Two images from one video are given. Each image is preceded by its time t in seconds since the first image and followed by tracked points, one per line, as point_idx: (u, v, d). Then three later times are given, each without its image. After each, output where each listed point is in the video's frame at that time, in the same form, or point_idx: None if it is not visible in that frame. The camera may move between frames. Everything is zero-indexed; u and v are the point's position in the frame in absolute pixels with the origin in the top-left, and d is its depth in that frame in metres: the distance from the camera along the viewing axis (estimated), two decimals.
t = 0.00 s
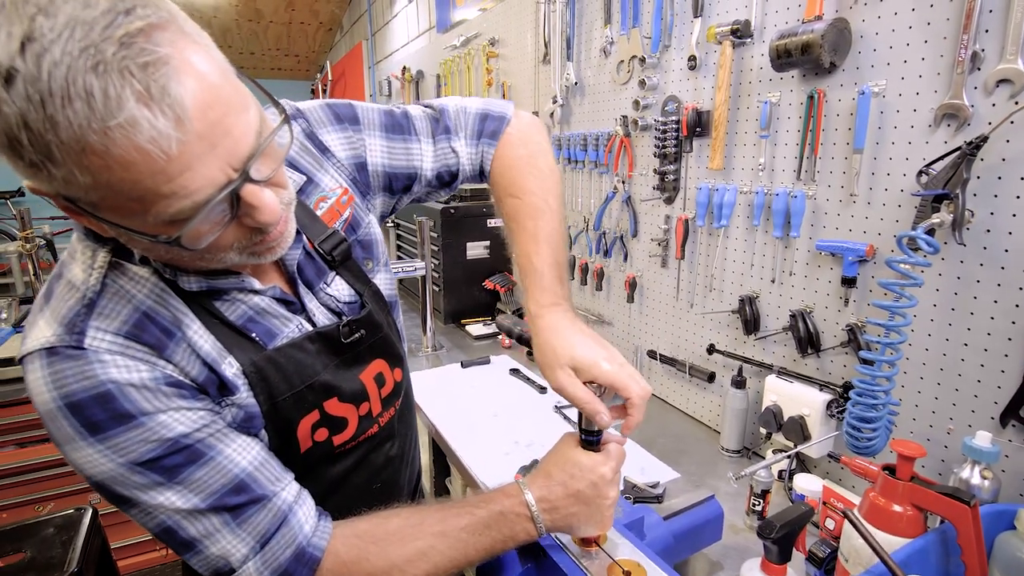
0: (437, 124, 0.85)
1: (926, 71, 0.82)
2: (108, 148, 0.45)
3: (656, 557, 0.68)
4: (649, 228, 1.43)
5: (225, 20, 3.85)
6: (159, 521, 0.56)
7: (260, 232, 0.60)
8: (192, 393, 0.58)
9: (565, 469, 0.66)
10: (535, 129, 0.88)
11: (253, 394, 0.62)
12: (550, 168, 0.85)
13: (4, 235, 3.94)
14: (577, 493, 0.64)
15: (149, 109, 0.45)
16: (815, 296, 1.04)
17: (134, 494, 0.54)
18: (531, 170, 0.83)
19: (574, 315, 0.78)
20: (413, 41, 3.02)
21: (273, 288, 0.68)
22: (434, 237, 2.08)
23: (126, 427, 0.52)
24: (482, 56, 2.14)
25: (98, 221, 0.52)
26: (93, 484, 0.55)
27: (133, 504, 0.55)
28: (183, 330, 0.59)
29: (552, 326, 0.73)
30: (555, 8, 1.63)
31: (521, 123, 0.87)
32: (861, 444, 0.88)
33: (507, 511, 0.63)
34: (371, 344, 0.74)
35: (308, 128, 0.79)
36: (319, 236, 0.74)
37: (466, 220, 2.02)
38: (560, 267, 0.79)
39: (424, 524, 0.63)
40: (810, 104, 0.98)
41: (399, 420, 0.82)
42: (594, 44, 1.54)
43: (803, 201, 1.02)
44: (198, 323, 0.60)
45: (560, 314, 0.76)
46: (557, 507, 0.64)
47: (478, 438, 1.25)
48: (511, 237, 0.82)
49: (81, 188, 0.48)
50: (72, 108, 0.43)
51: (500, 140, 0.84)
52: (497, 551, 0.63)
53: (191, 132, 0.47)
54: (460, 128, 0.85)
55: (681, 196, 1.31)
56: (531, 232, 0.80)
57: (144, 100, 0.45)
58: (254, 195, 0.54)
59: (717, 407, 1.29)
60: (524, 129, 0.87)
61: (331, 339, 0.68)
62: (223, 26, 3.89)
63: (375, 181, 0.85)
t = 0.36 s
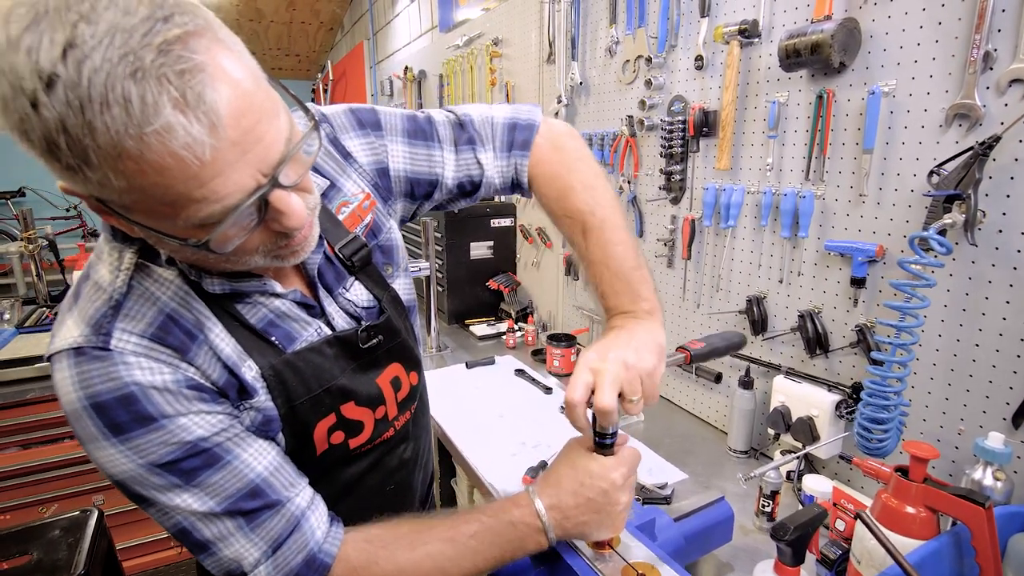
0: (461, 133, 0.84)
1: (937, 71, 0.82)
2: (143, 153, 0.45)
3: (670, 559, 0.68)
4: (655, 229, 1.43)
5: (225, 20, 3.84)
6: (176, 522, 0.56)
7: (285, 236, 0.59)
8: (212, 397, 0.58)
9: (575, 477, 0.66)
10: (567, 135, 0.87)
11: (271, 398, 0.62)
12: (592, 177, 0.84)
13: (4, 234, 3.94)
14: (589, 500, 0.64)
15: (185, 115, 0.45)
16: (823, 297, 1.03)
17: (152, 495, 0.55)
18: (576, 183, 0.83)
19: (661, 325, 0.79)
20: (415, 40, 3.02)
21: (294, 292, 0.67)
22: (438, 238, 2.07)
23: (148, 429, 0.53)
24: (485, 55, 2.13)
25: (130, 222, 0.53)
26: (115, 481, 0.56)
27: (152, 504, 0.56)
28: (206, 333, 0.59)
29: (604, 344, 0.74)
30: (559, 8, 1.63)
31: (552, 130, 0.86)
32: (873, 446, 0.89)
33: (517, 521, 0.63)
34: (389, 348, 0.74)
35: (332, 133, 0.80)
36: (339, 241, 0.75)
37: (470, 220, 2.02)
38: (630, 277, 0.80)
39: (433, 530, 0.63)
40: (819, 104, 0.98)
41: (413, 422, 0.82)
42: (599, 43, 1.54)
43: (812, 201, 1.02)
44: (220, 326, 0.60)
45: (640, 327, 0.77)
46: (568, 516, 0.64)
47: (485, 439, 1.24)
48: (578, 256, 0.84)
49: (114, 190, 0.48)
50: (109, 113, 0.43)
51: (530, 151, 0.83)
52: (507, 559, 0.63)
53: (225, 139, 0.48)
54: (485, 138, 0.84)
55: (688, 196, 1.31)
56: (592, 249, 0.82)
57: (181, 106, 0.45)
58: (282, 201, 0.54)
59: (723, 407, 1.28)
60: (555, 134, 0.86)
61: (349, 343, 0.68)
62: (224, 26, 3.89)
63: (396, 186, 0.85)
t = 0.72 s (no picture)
0: (466, 130, 0.85)
1: (948, 74, 0.82)
2: (150, 148, 0.45)
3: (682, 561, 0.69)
4: (661, 230, 1.43)
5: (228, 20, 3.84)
6: (190, 523, 0.56)
7: (292, 232, 0.59)
8: (226, 393, 0.58)
9: (593, 490, 0.66)
10: (561, 137, 0.89)
11: (283, 394, 0.62)
12: (577, 176, 0.86)
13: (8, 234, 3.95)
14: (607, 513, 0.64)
15: (191, 109, 0.45)
16: (831, 299, 1.04)
17: (167, 494, 0.55)
18: (560, 177, 0.84)
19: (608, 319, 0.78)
20: (418, 41, 3.02)
21: (303, 289, 0.68)
22: (442, 238, 2.07)
23: (162, 425, 0.52)
24: (490, 57, 2.14)
25: (138, 220, 0.53)
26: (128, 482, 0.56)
27: (167, 504, 0.56)
28: (218, 330, 0.59)
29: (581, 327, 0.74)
30: (565, 10, 1.63)
31: (548, 129, 0.88)
32: (882, 448, 0.89)
33: (541, 534, 0.63)
34: (397, 345, 0.74)
35: (339, 133, 0.80)
36: (348, 238, 0.75)
37: (474, 221, 2.02)
38: (592, 271, 0.80)
39: (455, 540, 0.63)
40: (828, 107, 0.98)
41: (423, 421, 0.82)
42: (605, 45, 1.54)
43: (820, 204, 1.02)
44: (230, 323, 0.61)
45: (594, 317, 0.76)
46: (586, 528, 0.64)
47: (491, 440, 1.24)
48: (544, 244, 0.83)
49: (122, 188, 0.48)
50: (117, 109, 0.43)
51: (528, 146, 0.85)
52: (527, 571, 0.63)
53: (230, 134, 0.48)
54: (488, 134, 0.85)
55: (694, 198, 1.31)
56: (560, 238, 0.82)
57: (187, 100, 0.45)
58: (288, 197, 0.54)
59: (730, 409, 1.29)
60: (550, 135, 0.88)
61: (358, 340, 0.69)
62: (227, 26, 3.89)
63: (403, 184, 0.85)
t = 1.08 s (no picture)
0: (476, 134, 0.84)
1: (957, 72, 0.82)
2: (158, 164, 0.45)
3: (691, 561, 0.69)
4: (665, 229, 1.43)
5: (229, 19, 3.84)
6: (205, 527, 0.56)
7: (302, 241, 0.59)
8: (240, 400, 0.58)
9: (601, 488, 0.67)
10: (577, 139, 0.87)
11: (295, 401, 0.63)
12: (601, 180, 0.84)
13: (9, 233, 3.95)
14: (617, 511, 0.65)
15: (198, 124, 0.45)
16: (838, 298, 1.03)
17: (182, 500, 0.55)
18: (585, 185, 0.83)
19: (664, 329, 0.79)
20: (420, 40, 3.01)
21: (312, 295, 0.68)
22: (445, 237, 2.07)
23: (176, 433, 0.53)
24: (492, 55, 2.13)
25: (146, 231, 0.53)
26: (143, 490, 0.56)
27: (181, 510, 0.56)
28: (230, 338, 0.59)
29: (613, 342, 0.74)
30: (569, 8, 1.63)
31: (563, 132, 0.87)
32: (891, 447, 0.89)
33: (551, 532, 0.64)
34: (406, 349, 0.74)
35: (346, 134, 0.80)
36: (355, 242, 0.75)
37: (477, 221, 2.01)
38: (636, 281, 0.80)
39: (465, 541, 0.63)
40: (835, 105, 0.98)
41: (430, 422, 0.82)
42: (609, 43, 1.53)
43: (827, 202, 1.02)
44: (242, 330, 0.61)
45: (639, 330, 0.77)
46: (597, 527, 0.64)
47: (496, 439, 1.24)
48: (580, 256, 0.84)
49: (130, 203, 0.48)
50: (123, 124, 0.43)
51: (541, 152, 0.83)
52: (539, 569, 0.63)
53: (238, 146, 0.47)
54: (500, 138, 0.84)
55: (699, 197, 1.31)
56: (595, 250, 0.82)
57: (194, 115, 0.44)
58: (298, 207, 0.54)
59: (735, 408, 1.28)
60: (566, 137, 0.86)
61: (368, 344, 0.68)
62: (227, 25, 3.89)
63: (411, 187, 0.85)
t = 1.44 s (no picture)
0: (485, 135, 0.85)
1: (962, 77, 0.82)
2: (171, 163, 0.45)
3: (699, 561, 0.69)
4: (669, 232, 1.43)
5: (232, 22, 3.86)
6: (211, 525, 0.56)
7: (310, 240, 0.60)
8: (248, 396, 0.59)
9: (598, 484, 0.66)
10: (585, 142, 0.89)
11: (304, 397, 0.63)
12: (606, 183, 0.86)
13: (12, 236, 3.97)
14: (608, 508, 0.64)
15: (210, 124, 0.45)
16: (843, 300, 1.04)
17: (190, 496, 0.56)
18: (589, 187, 0.85)
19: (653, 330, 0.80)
20: (423, 43, 3.03)
21: (322, 293, 0.68)
22: (448, 240, 2.08)
23: (187, 428, 0.53)
24: (496, 58, 2.14)
25: (160, 228, 0.53)
26: (153, 484, 0.57)
27: (189, 506, 0.56)
28: (239, 334, 0.60)
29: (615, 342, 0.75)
30: (572, 12, 1.63)
31: (571, 134, 0.88)
32: (896, 449, 0.90)
33: (545, 522, 0.64)
34: (413, 347, 0.74)
35: (359, 135, 0.81)
36: (367, 240, 0.76)
37: (480, 223, 2.02)
38: (629, 282, 0.82)
39: (465, 531, 0.64)
40: (840, 109, 0.98)
41: (439, 420, 0.82)
42: (613, 47, 1.54)
43: (832, 206, 1.02)
44: (252, 326, 0.61)
45: (633, 328, 0.78)
46: (589, 520, 0.64)
47: (501, 441, 1.25)
48: (574, 256, 0.85)
49: (145, 201, 0.48)
50: (139, 125, 0.43)
51: (550, 152, 0.85)
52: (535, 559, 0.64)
53: (249, 147, 0.48)
54: (509, 139, 0.85)
55: (703, 200, 1.32)
56: (591, 251, 0.83)
57: (206, 116, 0.45)
58: (307, 206, 0.54)
59: (740, 410, 1.29)
60: (574, 140, 0.88)
61: (377, 342, 0.69)
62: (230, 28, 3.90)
63: (422, 187, 0.86)
